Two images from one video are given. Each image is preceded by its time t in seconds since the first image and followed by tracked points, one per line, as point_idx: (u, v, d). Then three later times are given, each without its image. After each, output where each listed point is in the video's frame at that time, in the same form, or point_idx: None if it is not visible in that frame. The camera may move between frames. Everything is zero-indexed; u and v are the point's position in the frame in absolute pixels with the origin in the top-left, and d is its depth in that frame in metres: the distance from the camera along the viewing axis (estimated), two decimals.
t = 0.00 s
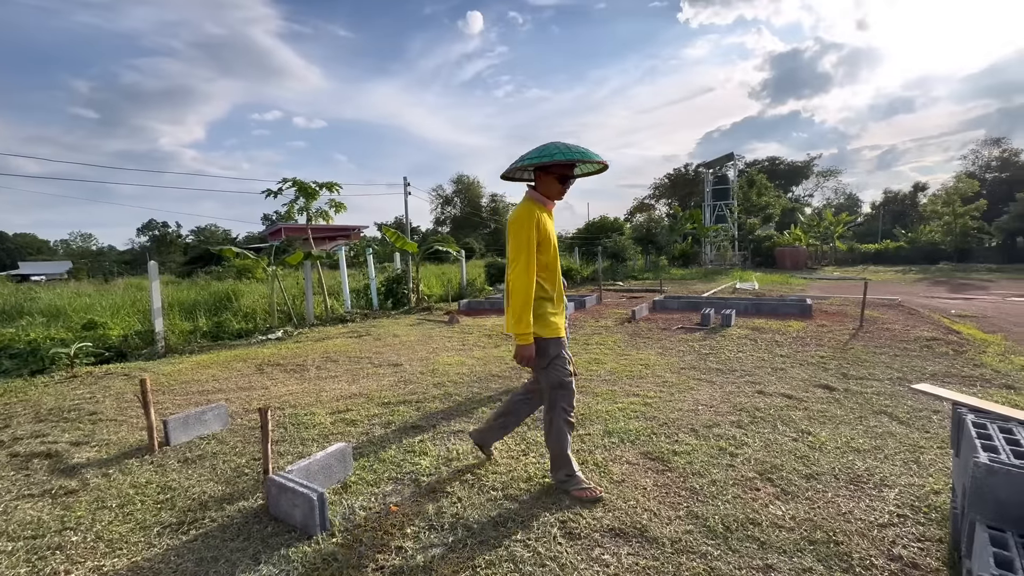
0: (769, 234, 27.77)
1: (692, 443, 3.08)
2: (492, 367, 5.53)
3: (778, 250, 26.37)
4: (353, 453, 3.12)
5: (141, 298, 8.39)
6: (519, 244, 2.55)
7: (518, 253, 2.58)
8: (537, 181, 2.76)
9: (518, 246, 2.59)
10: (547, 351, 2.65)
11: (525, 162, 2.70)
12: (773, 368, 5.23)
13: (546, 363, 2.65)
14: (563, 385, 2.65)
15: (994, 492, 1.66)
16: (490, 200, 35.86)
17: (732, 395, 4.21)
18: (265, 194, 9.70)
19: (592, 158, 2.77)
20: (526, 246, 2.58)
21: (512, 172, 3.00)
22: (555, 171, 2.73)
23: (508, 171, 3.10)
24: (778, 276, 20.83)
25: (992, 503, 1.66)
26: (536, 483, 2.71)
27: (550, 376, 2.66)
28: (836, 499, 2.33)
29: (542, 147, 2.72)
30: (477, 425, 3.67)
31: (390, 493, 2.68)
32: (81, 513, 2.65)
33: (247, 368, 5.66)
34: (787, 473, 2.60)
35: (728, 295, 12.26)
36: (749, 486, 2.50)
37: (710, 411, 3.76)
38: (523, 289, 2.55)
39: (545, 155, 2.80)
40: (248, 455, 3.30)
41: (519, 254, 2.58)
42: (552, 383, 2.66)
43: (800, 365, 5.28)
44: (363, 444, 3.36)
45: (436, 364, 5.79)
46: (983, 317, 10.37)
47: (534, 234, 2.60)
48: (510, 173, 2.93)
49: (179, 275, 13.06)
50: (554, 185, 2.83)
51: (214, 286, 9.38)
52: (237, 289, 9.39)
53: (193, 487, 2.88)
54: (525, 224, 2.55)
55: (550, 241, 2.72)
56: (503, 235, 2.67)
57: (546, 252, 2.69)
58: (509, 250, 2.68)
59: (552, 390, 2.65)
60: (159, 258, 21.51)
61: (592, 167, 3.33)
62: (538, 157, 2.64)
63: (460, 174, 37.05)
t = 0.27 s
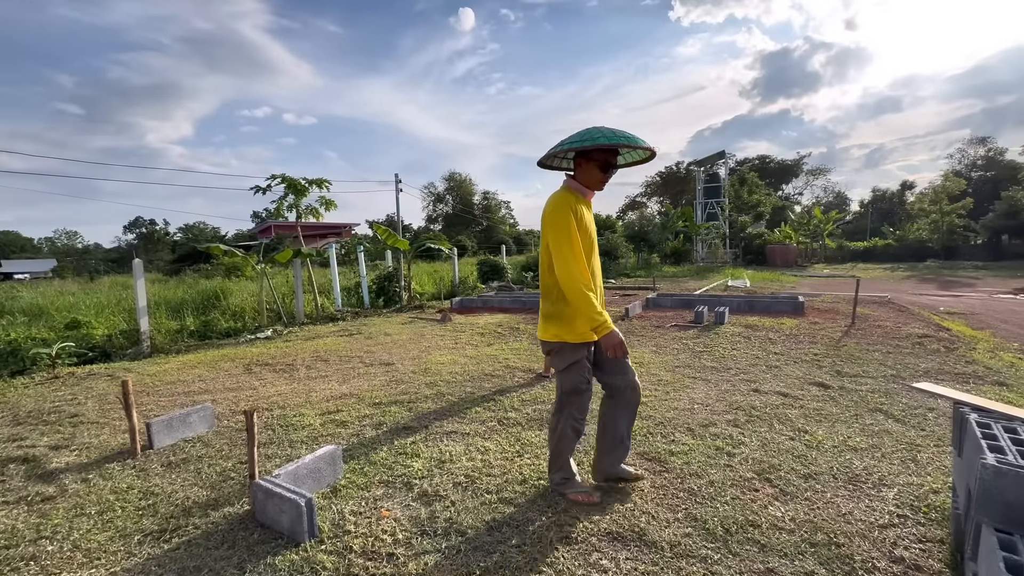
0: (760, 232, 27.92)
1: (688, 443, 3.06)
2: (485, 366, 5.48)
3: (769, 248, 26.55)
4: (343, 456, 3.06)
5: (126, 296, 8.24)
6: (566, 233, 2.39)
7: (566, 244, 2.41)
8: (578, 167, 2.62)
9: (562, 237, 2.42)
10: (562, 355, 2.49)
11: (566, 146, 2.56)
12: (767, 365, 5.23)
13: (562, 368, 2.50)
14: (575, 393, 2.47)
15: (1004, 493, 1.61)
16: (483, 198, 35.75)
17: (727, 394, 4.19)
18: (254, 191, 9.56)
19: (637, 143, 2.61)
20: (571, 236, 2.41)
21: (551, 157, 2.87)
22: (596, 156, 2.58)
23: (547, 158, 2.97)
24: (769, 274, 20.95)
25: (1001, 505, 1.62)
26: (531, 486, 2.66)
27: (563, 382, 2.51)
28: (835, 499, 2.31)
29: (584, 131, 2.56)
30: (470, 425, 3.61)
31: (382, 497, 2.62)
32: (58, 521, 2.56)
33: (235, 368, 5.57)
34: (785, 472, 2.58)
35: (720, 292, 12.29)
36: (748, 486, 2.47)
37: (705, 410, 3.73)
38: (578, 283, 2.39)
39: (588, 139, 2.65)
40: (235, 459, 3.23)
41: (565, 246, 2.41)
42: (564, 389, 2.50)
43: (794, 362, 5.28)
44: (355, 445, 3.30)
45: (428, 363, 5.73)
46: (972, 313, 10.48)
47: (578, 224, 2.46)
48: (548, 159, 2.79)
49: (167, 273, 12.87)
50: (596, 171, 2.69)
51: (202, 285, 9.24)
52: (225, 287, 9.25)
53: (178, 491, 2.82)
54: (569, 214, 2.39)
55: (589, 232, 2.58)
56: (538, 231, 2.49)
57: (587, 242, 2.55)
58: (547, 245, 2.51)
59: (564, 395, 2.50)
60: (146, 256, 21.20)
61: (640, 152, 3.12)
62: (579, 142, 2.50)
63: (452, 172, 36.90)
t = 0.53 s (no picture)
0: (749, 229, 28.10)
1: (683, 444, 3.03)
2: (476, 365, 5.41)
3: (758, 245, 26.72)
4: (328, 461, 2.97)
5: (107, 295, 8.06)
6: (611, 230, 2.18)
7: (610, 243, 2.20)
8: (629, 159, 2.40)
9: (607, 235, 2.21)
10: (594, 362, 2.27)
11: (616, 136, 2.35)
12: (760, 363, 5.21)
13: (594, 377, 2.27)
14: (601, 405, 2.26)
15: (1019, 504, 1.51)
16: (473, 195, 35.61)
17: (721, 393, 4.15)
18: (239, 188, 9.38)
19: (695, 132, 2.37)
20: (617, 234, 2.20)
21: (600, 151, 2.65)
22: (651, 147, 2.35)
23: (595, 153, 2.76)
24: (758, 271, 21.09)
25: (1012, 512, 1.53)
26: (524, 491, 2.60)
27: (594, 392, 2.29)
28: (834, 501, 2.28)
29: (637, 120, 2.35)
30: (461, 428, 3.54)
31: (369, 505, 2.54)
32: (25, 534, 2.45)
33: (219, 368, 5.45)
34: (782, 474, 2.54)
35: (710, 290, 12.34)
36: (745, 489, 2.43)
37: (699, 410, 3.69)
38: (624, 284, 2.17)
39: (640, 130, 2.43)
40: (215, 465, 3.13)
41: (610, 244, 2.20)
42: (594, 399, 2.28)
43: (786, 360, 5.27)
44: (341, 450, 3.22)
45: (418, 363, 5.64)
46: (957, 310, 10.61)
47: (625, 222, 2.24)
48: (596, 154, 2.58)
49: (150, 271, 12.63)
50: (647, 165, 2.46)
51: (187, 283, 9.07)
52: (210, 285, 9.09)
53: (154, 500, 2.72)
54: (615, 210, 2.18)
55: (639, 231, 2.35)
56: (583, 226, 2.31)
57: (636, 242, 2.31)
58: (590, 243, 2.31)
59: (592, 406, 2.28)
60: (130, 253, 20.84)
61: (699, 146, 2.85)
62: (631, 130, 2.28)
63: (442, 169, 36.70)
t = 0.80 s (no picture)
0: (737, 227, 28.32)
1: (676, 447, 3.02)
2: (464, 366, 5.33)
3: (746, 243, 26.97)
4: (311, 468, 2.89)
5: (85, 295, 7.87)
6: (646, 217, 2.01)
7: (641, 232, 2.03)
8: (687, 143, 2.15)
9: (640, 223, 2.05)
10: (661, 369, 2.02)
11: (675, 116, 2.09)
12: (751, 362, 5.20)
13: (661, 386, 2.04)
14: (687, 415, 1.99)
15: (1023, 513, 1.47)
16: (462, 192, 35.44)
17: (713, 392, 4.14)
18: (222, 185, 9.20)
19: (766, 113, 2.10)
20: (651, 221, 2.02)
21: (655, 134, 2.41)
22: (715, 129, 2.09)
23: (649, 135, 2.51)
24: (746, 268, 21.22)
25: (1017, 520, 1.48)
26: (513, 498, 2.54)
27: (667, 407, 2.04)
28: (829, 505, 2.26)
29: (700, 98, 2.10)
30: (448, 432, 3.47)
31: (352, 514, 2.47)
32: None
33: (200, 371, 5.32)
34: (777, 477, 2.52)
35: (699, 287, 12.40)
36: (740, 493, 2.40)
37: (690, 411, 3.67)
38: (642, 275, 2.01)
39: (703, 110, 2.18)
40: (192, 474, 3.03)
41: (641, 233, 2.04)
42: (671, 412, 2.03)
43: (777, 358, 5.28)
44: (325, 456, 3.14)
45: (406, 364, 5.55)
46: (941, 306, 10.75)
47: (667, 208, 2.03)
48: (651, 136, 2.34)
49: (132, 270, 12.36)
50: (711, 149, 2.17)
51: (168, 282, 8.88)
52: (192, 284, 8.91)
53: (125, 512, 2.62)
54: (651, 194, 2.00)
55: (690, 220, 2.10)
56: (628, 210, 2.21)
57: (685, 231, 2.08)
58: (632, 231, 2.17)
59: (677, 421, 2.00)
60: (110, 252, 20.43)
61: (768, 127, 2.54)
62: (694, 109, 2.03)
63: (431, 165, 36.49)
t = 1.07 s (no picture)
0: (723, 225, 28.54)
1: (667, 449, 3.00)
2: (452, 367, 5.27)
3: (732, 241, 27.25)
4: (293, 477, 2.82)
5: (61, 296, 7.66)
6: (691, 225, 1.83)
7: (688, 240, 1.84)
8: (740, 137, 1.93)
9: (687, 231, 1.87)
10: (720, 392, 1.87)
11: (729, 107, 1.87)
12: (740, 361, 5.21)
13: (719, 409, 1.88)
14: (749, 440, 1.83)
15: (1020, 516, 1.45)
16: (450, 191, 35.29)
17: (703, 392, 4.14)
18: (202, 183, 9.02)
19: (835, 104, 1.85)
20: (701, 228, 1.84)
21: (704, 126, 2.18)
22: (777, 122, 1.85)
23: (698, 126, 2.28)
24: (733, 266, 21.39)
25: (1015, 525, 1.46)
26: (502, 505, 2.49)
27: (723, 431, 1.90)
28: (822, 507, 2.25)
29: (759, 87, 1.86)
30: (436, 436, 3.41)
31: (336, 525, 2.40)
32: None
33: (180, 375, 5.19)
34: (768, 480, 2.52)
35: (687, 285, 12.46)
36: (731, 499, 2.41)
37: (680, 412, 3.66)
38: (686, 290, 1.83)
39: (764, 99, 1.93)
40: (169, 484, 2.94)
41: (686, 243, 1.86)
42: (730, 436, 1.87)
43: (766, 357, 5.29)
44: (308, 463, 3.07)
45: (393, 366, 5.47)
46: (923, 302, 10.94)
47: (718, 214, 1.85)
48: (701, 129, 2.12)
49: (111, 270, 12.08)
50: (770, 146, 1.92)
51: (148, 283, 8.69)
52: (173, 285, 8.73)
53: (97, 527, 2.52)
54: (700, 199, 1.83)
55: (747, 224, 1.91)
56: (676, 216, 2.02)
57: (739, 239, 1.90)
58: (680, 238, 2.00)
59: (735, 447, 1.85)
60: (89, 252, 19.99)
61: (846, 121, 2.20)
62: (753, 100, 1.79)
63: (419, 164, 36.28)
